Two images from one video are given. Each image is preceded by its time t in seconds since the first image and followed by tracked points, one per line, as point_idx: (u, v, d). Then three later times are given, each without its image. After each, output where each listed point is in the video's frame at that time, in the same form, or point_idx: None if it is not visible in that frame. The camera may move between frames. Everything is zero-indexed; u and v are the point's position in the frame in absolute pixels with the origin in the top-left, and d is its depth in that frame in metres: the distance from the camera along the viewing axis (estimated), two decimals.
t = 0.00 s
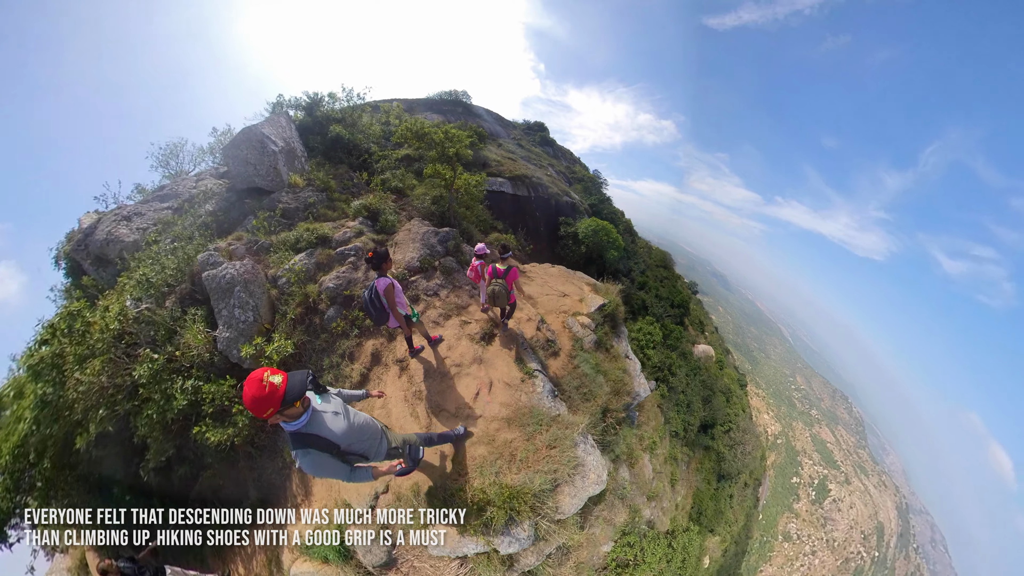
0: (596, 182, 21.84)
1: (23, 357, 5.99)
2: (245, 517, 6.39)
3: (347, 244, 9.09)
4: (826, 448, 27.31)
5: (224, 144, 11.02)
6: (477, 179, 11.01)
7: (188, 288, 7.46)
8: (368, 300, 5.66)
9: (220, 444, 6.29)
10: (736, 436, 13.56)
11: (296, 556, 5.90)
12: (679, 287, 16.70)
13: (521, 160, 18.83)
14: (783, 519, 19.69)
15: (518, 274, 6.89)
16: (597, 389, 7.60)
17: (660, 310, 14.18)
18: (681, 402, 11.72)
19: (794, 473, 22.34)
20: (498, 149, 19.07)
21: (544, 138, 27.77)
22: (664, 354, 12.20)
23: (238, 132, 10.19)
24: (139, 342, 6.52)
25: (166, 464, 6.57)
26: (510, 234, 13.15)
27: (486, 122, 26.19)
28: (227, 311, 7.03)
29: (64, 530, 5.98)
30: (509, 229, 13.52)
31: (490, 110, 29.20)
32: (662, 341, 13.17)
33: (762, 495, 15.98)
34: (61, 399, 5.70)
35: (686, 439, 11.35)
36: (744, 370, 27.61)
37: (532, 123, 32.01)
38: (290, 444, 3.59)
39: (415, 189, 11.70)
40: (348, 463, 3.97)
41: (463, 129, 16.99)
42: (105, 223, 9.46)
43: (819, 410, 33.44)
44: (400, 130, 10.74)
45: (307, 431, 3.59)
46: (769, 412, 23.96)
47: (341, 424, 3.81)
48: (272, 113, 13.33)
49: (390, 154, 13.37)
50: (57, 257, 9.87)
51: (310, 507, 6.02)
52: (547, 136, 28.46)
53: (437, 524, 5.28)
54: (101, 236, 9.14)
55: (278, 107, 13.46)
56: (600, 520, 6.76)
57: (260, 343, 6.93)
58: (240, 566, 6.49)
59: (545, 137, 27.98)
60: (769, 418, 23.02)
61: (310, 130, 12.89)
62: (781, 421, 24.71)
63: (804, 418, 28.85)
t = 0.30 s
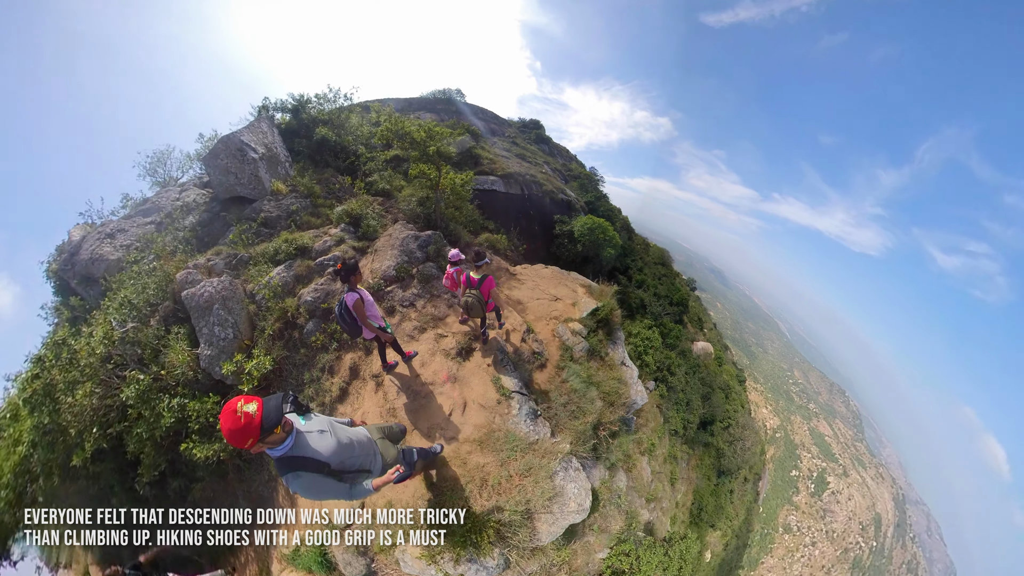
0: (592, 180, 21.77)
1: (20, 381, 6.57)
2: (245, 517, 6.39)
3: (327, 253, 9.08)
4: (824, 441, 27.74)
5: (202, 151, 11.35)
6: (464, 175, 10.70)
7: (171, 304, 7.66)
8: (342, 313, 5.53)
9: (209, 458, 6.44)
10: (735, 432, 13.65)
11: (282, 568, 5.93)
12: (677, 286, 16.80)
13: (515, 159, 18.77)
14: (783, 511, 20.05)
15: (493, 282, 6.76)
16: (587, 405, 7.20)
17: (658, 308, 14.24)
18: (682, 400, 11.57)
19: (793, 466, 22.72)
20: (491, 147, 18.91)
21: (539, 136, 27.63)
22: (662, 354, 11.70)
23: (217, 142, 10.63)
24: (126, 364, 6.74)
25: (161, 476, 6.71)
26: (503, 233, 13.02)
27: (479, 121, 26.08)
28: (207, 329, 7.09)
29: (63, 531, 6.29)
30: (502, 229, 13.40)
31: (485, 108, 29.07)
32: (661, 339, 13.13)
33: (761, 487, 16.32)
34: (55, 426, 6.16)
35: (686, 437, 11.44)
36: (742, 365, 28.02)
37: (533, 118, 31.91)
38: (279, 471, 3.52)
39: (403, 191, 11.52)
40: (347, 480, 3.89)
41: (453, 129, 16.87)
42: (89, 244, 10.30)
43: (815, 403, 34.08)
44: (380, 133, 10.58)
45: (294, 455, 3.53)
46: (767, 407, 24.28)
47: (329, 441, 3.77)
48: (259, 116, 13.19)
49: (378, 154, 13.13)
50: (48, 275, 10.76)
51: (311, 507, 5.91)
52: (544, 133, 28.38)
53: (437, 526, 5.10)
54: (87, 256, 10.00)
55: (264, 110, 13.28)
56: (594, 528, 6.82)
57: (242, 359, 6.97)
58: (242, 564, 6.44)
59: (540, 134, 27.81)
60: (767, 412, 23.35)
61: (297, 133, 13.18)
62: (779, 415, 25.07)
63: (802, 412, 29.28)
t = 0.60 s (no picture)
0: (589, 180, 21.87)
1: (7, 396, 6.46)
2: (245, 517, 6.24)
3: (310, 259, 8.97)
4: (821, 434, 28.26)
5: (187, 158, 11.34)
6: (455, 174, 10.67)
7: (153, 316, 7.64)
8: (324, 321, 5.43)
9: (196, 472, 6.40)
10: (733, 429, 13.75)
11: None
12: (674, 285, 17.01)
13: (511, 159, 18.76)
14: (783, 504, 20.41)
15: (484, 290, 6.60)
16: (582, 417, 7.07)
17: (655, 308, 14.36)
18: (680, 399, 11.57)
19: (791, 460, 23.20)
20: (485, 147, 18.84)
21: (536, 136, 27.63)
22: (661, 353, 11.78)
23: (201, 145, 10.54)
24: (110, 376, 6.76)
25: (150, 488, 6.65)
26: (495, 235, 12.99)
27: (475, 122, 26.08)
28: (187, 341, 7.13)
29: (64, 530, 6.01)
30: (495, 230, 13.37)
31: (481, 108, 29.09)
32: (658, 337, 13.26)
33: (762, 481, 16.63)
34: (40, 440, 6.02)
35: (685, 435, 11.55)
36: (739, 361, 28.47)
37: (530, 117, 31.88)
38: (258, 488, 3.34)
39: (392, 194, 11.40)
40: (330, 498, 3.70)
41: (446, 129, 16.74)
42: (71, 254, 10.09)
43: (813, 398, 34.64)
44: (366, 135, 10.44)
45: (272, 472, 3.35)
46: (765, 403, 24.65)
47: (312, 458, 3.60)
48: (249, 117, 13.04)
49: (369, 155, 12.98)
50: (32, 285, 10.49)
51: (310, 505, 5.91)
52: (540, 133, 28.42)
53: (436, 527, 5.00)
54: (70, 266, 9.76)
55: (253, 111, 13.10)
56: (589, 534, 6.86)
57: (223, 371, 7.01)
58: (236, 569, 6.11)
59: (537, 135, 27.77)
60: (765, 408, 23.73)
61: (286, 133, 13.01)
62: (777, 411, 25.48)
63: (799, 407, 29.80)
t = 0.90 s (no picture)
0: (584, 179, 21.97)
1: None
2: (245, 517, 6.23)
3: (297, 268, 8.79)
4: (817, 427, 28.93)
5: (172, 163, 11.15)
6: (445, 175, 10.57)
7: (138, 330, 7.33)
8: (319, 327, 5.30)
9: (186, 492, 6.34)
10: (731, 425, 13.95)
11: None
12: (670, 283, 17.25)
13: (507, 159, 18.73)
14: (782, 495, 20.89)
15: (480, 295, 6.65)
16: (576, 429, 6.90)
17: (652, 308, 14.52)
18: (678, 397, 11.69)
19: (787, 452, 23.77)
20: (479, 147, 18.81)
21: (531, 136, 27.67)
22: (660, 352, 11.85)
23: (185, 149, 10.29)
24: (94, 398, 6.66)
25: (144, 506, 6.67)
26: (489, 237, 12.96)
27: (470, 121, 26.04)
28: (173, 357, 6.88)
29: (64, 530, 6.06)
30: (489, 232, 13.35)
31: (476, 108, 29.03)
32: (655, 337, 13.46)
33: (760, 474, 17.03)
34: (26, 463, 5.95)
35: (685, 432, 11.73)
36: (734, 357, 29.01)
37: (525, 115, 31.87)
38: (272, 497, 3.41)
39: (383, 197, 11.25)
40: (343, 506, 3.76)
41: (439, 130, 16.60)
42: (54, 266, 9.85)
43: (807, 391, 35.44)
44: (353, 137, 10.26)
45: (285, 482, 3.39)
46: (761, 397, 25.17)
47: (324, 468, 3.58)
48: (237, 118, 12.79)
49: (359, 157, 12.81)
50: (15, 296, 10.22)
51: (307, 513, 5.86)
52: (535, 133, 28.47)
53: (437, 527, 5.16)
54: (53, 279, 9.53)
55: (242, 112, 12.87)
56: (589, 539, 6.96)
57: (211, 388, 6.84)
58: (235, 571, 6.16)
59: (531, 135, 27.76)
60: (761, 402, 24.21)
61: (275, 135, 12.85)
62: (773, 405, 26.02)
63: (795, 400, 30.44)
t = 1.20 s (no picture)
0: (580, 179, 22.05)
1: None
2: (245, 517, 6.18)
3: (284, 276, 8.64)
4: (814, 421, 29.42)
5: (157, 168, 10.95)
6: (436, 176, 10.44)
7: (124, 345, 7.20)
8: (309, 333, 5.28)
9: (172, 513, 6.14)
10: (729, 421, 14.12)
11: None
12: (667, 283, 17.47)
13: (502, 159, 18.69)
14: (782, 489, 21.19)
15: (468, 300, 6.44)
16: (572, 440, 6.79)
17: (650, 308, 14.64)
18: (677, 396, 11.77)
19: (785, 447, 24.07)
20: (475, 148, 18.80)
21: (527, 137, 27.71)
22: (658, 351, 11.93)
23: (170, 153, 10.12)
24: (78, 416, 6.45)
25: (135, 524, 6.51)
26: (484, 238, 12.95)
27: (466, 122, 26.00)
28: (159, 372, 6.76)
29: (64, 530, 5.96)
30: (483, 234, 13.34)
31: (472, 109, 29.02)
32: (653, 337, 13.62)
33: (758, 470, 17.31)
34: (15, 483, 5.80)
35: (685, 430, 11.83)
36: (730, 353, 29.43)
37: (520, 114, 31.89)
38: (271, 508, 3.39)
39: (375, 199, 11.11)
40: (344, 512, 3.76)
41: (433, 130, 16.52)
42: (37, 277, 9.60)
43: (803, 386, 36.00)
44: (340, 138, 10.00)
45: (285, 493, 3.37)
46: (758, 393, 25.56)
47: (323, 474, 3.57)
48: (227, 119, 12.58)
49: (351, 159, 12.65)
50: None
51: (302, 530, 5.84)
52: (531, 133, 28.50)
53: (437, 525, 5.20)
54: (37, 290, 9.30)
55: (232, 113, 12.68)
56: (589, 543, 7.10)
57: (200, 403, 6.72)
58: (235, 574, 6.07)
59: (527, 136, 27.80)
60: (758, 397, 24.57)
61: (265, 136, 12.76)
62: (770, 400, 26.41)
63: (791, 396, 30.92)
